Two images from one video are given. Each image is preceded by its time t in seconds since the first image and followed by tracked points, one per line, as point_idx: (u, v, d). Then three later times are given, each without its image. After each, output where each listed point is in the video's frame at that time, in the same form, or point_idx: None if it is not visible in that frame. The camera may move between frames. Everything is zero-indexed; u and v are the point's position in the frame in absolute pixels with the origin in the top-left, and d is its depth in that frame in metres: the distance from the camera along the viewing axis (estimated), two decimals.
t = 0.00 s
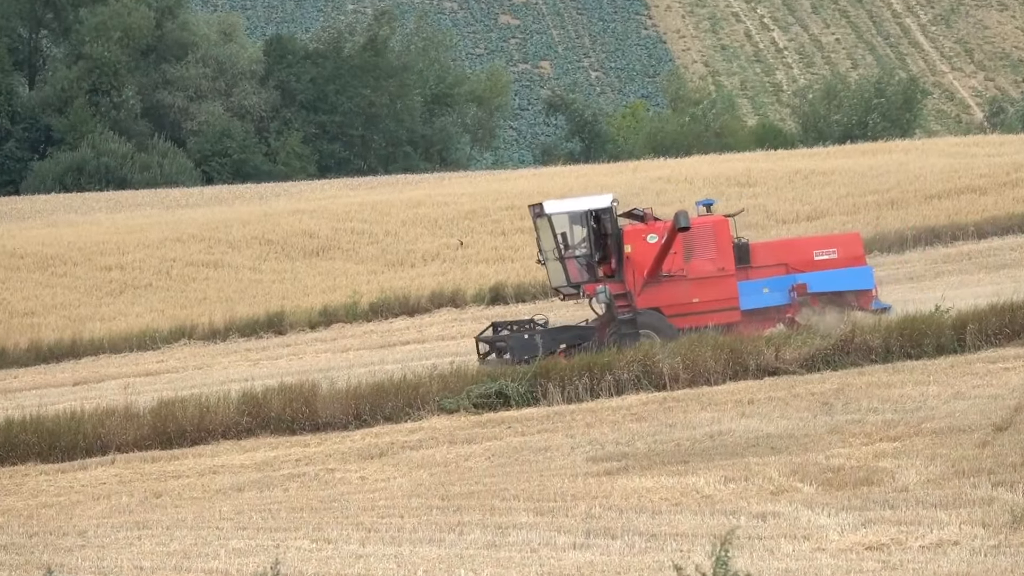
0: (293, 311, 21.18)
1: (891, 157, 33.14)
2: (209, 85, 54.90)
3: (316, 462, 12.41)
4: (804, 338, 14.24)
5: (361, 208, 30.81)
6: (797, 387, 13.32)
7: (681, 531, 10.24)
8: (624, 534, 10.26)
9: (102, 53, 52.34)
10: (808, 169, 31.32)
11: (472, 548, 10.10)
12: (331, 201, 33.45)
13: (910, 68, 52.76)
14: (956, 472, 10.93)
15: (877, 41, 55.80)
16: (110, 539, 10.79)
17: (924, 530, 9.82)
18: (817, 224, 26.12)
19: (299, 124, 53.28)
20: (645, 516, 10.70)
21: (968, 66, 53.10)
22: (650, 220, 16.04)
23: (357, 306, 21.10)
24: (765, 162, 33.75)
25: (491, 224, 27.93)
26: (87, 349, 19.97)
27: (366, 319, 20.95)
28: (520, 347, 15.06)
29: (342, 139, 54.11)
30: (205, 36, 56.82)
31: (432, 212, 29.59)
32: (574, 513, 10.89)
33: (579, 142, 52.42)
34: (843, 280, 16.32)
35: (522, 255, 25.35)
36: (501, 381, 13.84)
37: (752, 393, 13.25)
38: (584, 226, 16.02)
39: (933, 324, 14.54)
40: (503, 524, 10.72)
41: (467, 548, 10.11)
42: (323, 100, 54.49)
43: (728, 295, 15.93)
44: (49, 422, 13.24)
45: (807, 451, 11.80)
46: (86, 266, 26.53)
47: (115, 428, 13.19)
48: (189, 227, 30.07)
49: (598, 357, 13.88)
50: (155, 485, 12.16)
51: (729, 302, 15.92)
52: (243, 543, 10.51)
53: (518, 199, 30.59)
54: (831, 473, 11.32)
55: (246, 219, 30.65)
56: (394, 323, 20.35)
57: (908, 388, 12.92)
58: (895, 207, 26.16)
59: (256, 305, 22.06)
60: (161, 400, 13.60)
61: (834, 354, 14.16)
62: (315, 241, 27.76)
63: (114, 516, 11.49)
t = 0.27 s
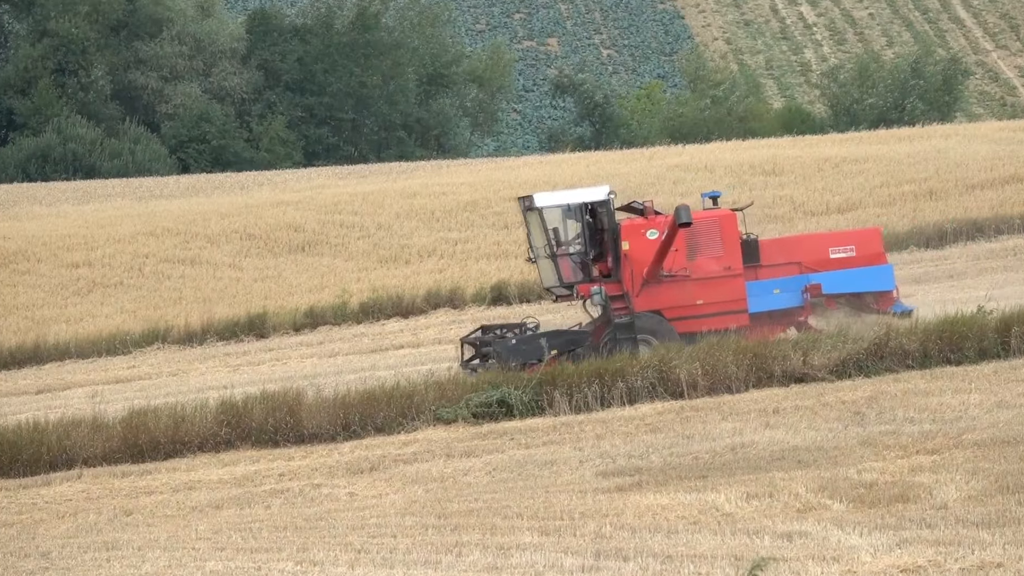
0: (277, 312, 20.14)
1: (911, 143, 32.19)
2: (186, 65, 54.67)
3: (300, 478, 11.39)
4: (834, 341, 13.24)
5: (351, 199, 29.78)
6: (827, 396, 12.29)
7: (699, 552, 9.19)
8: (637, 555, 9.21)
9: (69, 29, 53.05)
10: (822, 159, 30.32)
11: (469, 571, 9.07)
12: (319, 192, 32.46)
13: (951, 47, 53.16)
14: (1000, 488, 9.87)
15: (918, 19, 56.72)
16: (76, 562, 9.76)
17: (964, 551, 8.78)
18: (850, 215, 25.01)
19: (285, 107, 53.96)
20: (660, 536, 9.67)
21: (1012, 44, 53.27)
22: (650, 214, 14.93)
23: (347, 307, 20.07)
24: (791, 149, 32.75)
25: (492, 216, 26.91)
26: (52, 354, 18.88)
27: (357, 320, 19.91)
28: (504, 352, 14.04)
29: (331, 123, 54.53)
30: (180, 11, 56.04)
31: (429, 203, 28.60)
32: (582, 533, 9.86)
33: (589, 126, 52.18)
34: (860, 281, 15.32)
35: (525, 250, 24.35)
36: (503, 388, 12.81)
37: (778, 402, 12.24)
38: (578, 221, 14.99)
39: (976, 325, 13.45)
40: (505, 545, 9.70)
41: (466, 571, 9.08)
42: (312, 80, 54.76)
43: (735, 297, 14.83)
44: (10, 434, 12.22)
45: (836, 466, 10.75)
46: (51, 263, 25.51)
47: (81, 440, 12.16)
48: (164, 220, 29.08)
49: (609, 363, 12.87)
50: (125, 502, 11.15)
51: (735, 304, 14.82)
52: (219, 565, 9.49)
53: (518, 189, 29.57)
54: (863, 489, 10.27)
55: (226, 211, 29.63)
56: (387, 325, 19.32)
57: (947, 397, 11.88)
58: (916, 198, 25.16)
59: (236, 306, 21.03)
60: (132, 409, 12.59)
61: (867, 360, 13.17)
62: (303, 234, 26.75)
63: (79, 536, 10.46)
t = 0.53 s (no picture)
0: (261, 313, 19.27)
1: (923, 132, 31.43)
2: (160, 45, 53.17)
3: (287, 492, 10.54)
4: (865, 345, 12.38)
5: (339, 191, 28.93)
6: (857, 403, 11.44)
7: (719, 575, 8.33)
8: None
9: (34, 7, 51.35)
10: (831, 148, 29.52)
11: None
12: (306, 183, 31.63)
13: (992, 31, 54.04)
14: None
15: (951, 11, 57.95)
16: None
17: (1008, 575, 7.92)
18: (881, 207, 24.14)
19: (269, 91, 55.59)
20: (677, 555, 8.81)
21: None
22: (648, 209, 14.12)
23: (336, 307, 19.19)
24: (815, 137, 31.97)
25: (494, 208, 26.08)
26: (17, 357, 18.00)
27: (347, 322, 19.04)
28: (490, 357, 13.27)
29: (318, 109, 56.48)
30: None
31: (424, 195, 27.77)
32: (592, 552, 9.00)
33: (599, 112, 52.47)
34: (875, 281, 14.29)
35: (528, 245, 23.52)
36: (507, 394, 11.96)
37: (804, 409, 11.40)
38: (570, 216, 14.22)
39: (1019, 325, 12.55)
40: (508, 564, 8.84)
41: None
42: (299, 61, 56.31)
43: (739, 298, 13.96)
44: None
45: (868, 478, 9.88)
46: (15, 260, 24.62)
47: (49, 451, 11.29)
48: (138, 213, 28.22)
49: (622, 367, 12.03)
50: (97, 519, 10.28)
51: (740, 305, 13.95)
52: None
53: (516, 182, 28.73)
54: (897, 505, 9.40)
55: (205, 204, 28.79)
56: (380, 326, 18.47)
57: (988, 404, 11.02)
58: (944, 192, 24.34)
59: (217, 306, 20.18)
60: (105, 418, 11.72)
61: (902, 364, 12.31)
62: (290, 229, 25.90)
63: (46, 555, 9.59)
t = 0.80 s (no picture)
0: (268, 312, 19.27)
1: (929, 131, 31.45)
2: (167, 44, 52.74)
3: (293, 491, 10.53)
4: (871, 344, 12.39)
5: (347, 190, 28.96)
6: (864, 402, 11.42)
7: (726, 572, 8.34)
8: None
9: (40, 7, 51.29)
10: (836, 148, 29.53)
11: None
12: (312, 182, 31.64)
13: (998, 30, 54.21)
14: None
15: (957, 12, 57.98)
16: None
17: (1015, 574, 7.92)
18: (889, 206, 24.14)
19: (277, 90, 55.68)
20: (683, 554, 8.80)
21: None
22: (640, 209, 14.15)
23: (342, 306, 19.18)
24: (823, 136, 31.95)
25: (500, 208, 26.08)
26: (24, 356, 18.00)
27: (354, 321, 19.02)
28: (481, 356, 13.26)
29: (326, 108, 56.65)
30: None
31: (431, 195, 27.78)
32: (598, 551, 8.99)
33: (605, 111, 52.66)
34: (869, 281, 14.15)
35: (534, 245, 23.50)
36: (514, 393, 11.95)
37: (811, 408, 11.39)
38: (562, 216, 14.24)
39: None
40: (514, 563, 8.85)
41: None
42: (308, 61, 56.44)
43: (732, 298, 13.89)
44: None
45: (875, 477, 9.87)
46: (21, 260, 24.63)
47: (55, 450, 11.28)
48: (145, 212, 28.23)
49: (628, 367, 12.01)
50: (103, 517, 10.29)
51: (732, 305, 13.88)
52: None
53: (522, 181, 28.75)
54: (903, 503, 9.39)
55: (211, 203, 28.82)
56: (387, 326, 18.46)
57: (995, 403, 11.01)
58: (952, 191, 24.37)
59: (223, 305, 20.18)
60: (111, 416, 11.71)
61: (909, 363, 12.30)
62: (297, 228, 25.92)
63: (51, 554, 9.59)
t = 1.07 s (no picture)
0: (276, 311, 19.28)
1: (938, 130, 31.43)
2: (174, 43, 53.45)
3: (302, 490, 10.53)
4: (881, 344, 12.38)
5: (356, 189, 28.96)
6: (873, 401, 11.41)
7: (735, 571, 8.34)
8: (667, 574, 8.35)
9: (48, 6, 52.29)
10: (845, 146, 29.51)
11: None
12: (321, 180, 31.67)
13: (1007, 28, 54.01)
14: None
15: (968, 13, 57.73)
16: None
17: None
18: (898, 204, 24.14)
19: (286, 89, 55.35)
20: (692, 553, 8.81)
21: None
22: (631, 210, 14.14)
23: (351, 306, 19.18)
24: (832, 135, 31.94)
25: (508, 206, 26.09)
26: (33, 356, 18.01)
27: (363, 320, 19.01)
28: (471, 357, 13.07)
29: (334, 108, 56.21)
30: None
31: (440, 193, 27.77)
32: (608, 550, 8.99)
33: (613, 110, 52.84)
34: (859, 282, 14.24)
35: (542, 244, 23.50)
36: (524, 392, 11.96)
37: (820, 407, 11.37)
38: (553, 217, 14.24)
39: None
40: (523, 563, 8.85)
41: None
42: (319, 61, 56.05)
43: (724, 299, 13.90)
44: None
45: (884, 476, 9.86)
46: (29, 259, 24.65)
47: (65, 449, 11.29)
48: (154, 211, 28.24)
49: (637, 366, 12.01)
50: (112, 516, 10.30)
51: (723, 307, 13.89)
52: None
53: (530, 180, 28.75)
54: (913, 502, 9.38)
55: (220, 202, 28.83)
56: (396, 325, 18.46)
57: (1004, 402, 11.00)
58: (961, 190, 24.35)
59: (232, 304, 20.18)
60: (121, 415, 11.72)
61: (918, 363, 12.28)
62: (306, 227, 25.93)
63: (61, 553, 9.61)
